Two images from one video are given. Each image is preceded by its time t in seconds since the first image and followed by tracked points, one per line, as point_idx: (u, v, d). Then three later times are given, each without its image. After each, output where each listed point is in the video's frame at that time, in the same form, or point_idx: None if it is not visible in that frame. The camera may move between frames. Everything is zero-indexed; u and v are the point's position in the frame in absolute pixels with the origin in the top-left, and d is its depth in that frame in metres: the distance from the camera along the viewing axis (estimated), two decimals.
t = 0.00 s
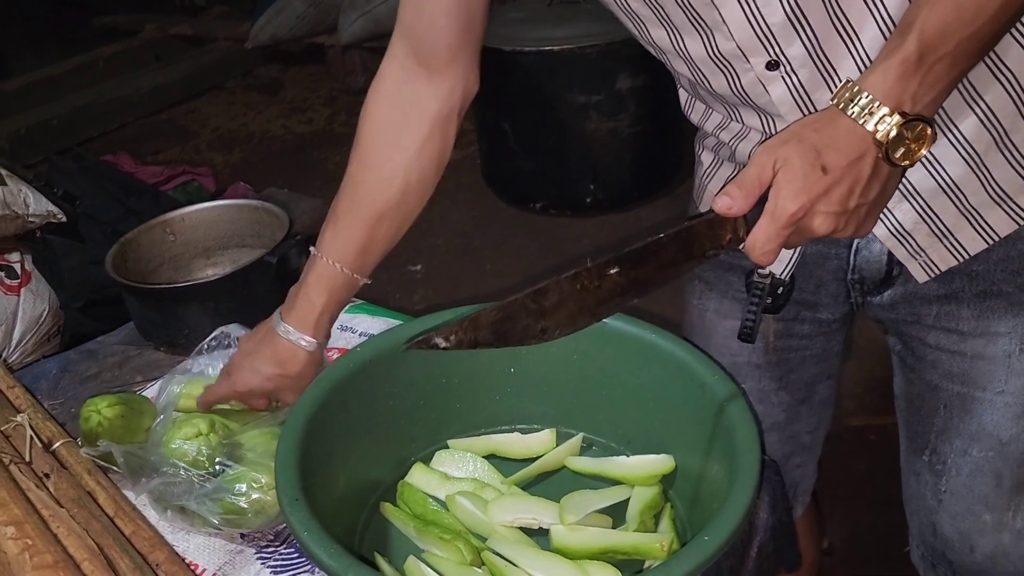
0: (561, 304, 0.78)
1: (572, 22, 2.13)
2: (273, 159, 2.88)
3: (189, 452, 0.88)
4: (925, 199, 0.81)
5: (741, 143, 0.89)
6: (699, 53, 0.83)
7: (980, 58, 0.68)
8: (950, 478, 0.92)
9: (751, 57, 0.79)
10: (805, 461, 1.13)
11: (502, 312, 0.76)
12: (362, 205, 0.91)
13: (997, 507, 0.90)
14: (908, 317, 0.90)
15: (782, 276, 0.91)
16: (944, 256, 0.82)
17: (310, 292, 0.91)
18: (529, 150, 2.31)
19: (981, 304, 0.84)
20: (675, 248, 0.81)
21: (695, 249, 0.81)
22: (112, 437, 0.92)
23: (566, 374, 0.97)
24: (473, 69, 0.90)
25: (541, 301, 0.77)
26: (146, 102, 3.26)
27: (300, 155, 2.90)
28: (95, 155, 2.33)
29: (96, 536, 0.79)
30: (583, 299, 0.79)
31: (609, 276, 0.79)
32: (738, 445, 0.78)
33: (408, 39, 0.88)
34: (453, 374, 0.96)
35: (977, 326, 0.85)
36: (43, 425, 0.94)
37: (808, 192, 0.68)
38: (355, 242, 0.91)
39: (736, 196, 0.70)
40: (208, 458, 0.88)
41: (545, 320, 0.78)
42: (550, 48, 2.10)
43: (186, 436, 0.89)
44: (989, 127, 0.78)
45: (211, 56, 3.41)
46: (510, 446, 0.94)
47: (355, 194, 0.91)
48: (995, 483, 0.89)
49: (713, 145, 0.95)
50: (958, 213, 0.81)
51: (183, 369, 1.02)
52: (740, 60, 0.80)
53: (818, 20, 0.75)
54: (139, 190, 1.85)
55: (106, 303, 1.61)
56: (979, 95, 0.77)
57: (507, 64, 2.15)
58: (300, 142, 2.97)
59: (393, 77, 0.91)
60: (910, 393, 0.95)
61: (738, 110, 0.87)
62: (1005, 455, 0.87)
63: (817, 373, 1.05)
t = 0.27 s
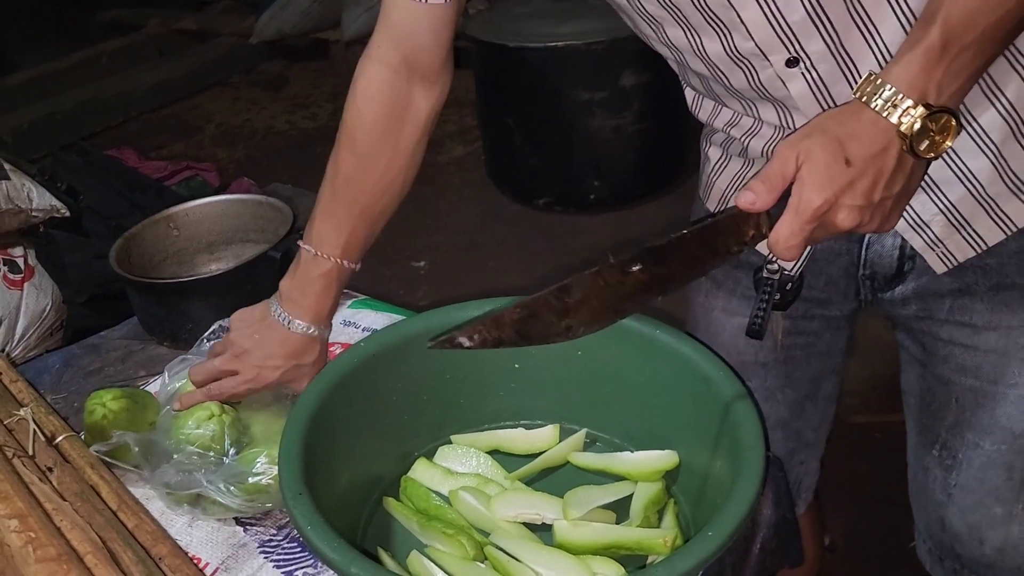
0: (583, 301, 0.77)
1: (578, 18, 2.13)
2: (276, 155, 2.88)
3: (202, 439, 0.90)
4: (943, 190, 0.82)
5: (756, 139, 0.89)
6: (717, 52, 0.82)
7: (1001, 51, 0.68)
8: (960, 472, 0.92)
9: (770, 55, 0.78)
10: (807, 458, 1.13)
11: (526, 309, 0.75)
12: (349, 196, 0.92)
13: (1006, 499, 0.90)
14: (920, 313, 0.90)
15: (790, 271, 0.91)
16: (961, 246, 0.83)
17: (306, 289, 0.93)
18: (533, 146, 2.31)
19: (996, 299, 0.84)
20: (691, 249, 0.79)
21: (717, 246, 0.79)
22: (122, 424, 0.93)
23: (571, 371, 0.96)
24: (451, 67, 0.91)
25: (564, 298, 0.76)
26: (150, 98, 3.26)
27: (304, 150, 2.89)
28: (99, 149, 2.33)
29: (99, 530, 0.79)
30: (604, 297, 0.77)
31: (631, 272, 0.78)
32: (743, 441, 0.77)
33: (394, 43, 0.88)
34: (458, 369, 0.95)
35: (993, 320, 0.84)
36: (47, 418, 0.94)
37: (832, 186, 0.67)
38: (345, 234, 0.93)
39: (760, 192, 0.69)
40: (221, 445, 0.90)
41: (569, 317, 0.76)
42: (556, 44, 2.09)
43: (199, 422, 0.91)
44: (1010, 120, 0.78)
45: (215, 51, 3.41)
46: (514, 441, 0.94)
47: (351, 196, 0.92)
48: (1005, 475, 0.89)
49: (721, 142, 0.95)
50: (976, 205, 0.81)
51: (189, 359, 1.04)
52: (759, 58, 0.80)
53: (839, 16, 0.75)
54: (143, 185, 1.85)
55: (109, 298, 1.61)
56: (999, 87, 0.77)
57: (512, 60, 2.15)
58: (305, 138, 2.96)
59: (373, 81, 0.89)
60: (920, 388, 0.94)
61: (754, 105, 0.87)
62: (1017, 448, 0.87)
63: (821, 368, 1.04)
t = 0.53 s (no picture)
0: (595, 293, 0.78)
1: (580, 13, 2.12)
2: (278, 150, 2.88)
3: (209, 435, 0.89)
4: (961, 185, 0.82)
5: (770, 134, 0.88)
6: (730, 50, 0.82)
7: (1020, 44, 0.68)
8: (972, 468, 0.91)
9: (784, 52, 0.78)
10: (818, 452, 1.12)
11: (539, 299, 0.77)
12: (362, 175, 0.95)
13: (1018, 496, 0.90)
14: (934, 307, 0.90)
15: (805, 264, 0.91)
16: (978, 241, 0.83)
17: (313, 261, 0.95)
18: (535, 142, 2.30)
19: (1011, 293, 0.84)
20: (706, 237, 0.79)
21: (732, 239, 0.79)
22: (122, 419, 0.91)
23: (574, 366, 0.96)
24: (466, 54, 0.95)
25: (577, 289, 0.77)
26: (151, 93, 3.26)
27: (305, 145, 2.89)
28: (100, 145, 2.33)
29: (100, 526, 0.79)
30: (617, 288, 0.78)
31: (645, 264, 0.78)
32: (747, 438, 0.77)
33: (411, 29, 0.92)
34: (461, 365, 0.95)
35: (1008, 314, 0.84)
36: (48, 414, 0.94)
37: (846, 180, 0.67)
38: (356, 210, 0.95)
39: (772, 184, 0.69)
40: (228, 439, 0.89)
41: (581, 308, 0.78)
42: (557, 39, 2.09)
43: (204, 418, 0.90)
44: None
45: (216, 46, 3.40)
46: (516, 437, 0.94)
47: (362, 176, 0.95)
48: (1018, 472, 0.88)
49: (737, 134, 0.94)
50: (993, 200, 0.81)
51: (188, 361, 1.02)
52: (773, 56, 0.79)
53: (851, 9, 0.75)
54: (144, 180, 1.85)
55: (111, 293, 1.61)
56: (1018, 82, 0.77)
57: (514, 55, 2.14)
58: (306, 133, 2.96)
59: (389, 64, 0.94)
60: (933, 385, 0.94)
61: (768, 101, 0.87)
62: None
63: (830, 362, 1.04)
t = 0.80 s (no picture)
0: (591, 266, 0.81)
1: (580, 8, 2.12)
2: (278, 147, 2.87)
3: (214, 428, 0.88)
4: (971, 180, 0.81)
5: (783, 124, 0.88)
6: (743, 35, 0.82)
7: None
8: (978, 464, 0.93)
9: (797, 36, 0.78)
10: (826, 448, 1.13)
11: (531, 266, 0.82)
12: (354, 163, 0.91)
13: None
14: (942, 302, 0.90)
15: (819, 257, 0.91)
16: (987, 235, 0.82)
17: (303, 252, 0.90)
18: (536, 138, 2.30)
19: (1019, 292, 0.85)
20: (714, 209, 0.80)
21: (732, 220, 0.81)
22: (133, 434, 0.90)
23: (575, 362, 0.96)
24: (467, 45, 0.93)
25: (573, 257, 0.81)
26: (150, 90, 3.25)
27: (305, 142, 2.89)
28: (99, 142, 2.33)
29: (101, 524, 0.79)
30: (616, 262, 0.81)
31: (643, 237, 0.80)
32: (749, 436, 0.76)
33: (415, 17, 0.90)
34: (461, 361, 0.95)
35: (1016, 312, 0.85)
36: (48, 411, 0.94)
37: (852, 161, 0.66)
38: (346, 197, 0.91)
39: (777, 163, 0.67)
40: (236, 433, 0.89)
41: (574, 279, 0.82)
42: (557, 35, 2.08)
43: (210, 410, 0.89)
44: None
45: (216, 43, 3.40)
46: (517, 435, 0.94)
47: (355, 165, 0.91)
48: None
49: (749, 127, 0.94)
50: (1005, 195, 0.81)
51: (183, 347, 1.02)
52: (786, 40, 0.79)
53: None
54: (144, 176, 1.84)
55: (111, 290, 1.61)
56: None
57: (514, 51, 2.14)
58: (305, 130, 2.96)
59: (389, 52, 0.92)
60: (938, 382, 0.95)
61: (780, 89, 0.87)
62: None
63: (845, 355, 1.04)
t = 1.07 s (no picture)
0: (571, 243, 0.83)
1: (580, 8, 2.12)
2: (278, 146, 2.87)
3: (219, 435, 0.87)
4: (934, 210, 0.78)
5: (766, 119, 0.88)
6: (731, 16, 0.81)
7: None
8: (962, 487, 0.91)
9: (779, 28, 0.77)
10: (833, 449, 1.09)
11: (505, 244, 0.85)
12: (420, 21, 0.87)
13: (1006, 525, 0.88)
14: (927, 323, 0.87)
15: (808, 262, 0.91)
16: (940, 268, 0.80)
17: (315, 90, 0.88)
18: (536, 138, 2.30)
19: (1000, 328, 0.81)
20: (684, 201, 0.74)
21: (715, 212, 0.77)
22: (150, 465, 0.88)
23: (575, 362, 0.96)
24: None
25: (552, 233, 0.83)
26: (151, 89, 3.25)
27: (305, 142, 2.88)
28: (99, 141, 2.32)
29: (102, 524, 0.79)
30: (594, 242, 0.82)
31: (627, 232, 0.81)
32: (751, 437, 0.76)
33: None
34: (461, 360, 0.95)
35: (995, 348, 0.82)
36: (49, 411, 0.94)
37: (825, 174, 0.60)
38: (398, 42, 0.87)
39: (748, 163, 0.62)
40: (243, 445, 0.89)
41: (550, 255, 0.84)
42: (557, 35, 2.08)
43: (216, 417, 0.88)
44: (1018, 146, 0.74)
45: (216, 42, 3.41)
46: (518, 434, 0.94)
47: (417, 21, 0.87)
48: (1004, 501, 0.87)
49: (742, 123, 0.94)
50: (964, 230, 0.78)
51: (184, 353, 1.00)
52: (769, 30, 0.78)
53: None
54: (144, 175, 1.83)
55: (112, 290, 1.61)
56: (1012, 108, 0.73)
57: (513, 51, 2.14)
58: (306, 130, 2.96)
59: None
60: (930, 409, 0.93)
61: (766, 81, 0.86)
62: (1014, 476, 0.85)
63: (842, 357, 1.02)
